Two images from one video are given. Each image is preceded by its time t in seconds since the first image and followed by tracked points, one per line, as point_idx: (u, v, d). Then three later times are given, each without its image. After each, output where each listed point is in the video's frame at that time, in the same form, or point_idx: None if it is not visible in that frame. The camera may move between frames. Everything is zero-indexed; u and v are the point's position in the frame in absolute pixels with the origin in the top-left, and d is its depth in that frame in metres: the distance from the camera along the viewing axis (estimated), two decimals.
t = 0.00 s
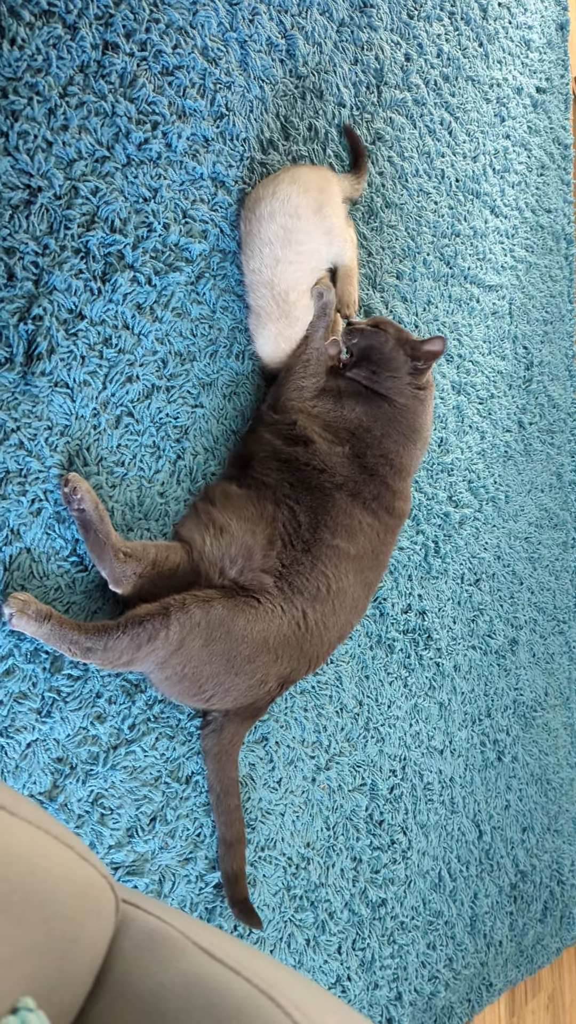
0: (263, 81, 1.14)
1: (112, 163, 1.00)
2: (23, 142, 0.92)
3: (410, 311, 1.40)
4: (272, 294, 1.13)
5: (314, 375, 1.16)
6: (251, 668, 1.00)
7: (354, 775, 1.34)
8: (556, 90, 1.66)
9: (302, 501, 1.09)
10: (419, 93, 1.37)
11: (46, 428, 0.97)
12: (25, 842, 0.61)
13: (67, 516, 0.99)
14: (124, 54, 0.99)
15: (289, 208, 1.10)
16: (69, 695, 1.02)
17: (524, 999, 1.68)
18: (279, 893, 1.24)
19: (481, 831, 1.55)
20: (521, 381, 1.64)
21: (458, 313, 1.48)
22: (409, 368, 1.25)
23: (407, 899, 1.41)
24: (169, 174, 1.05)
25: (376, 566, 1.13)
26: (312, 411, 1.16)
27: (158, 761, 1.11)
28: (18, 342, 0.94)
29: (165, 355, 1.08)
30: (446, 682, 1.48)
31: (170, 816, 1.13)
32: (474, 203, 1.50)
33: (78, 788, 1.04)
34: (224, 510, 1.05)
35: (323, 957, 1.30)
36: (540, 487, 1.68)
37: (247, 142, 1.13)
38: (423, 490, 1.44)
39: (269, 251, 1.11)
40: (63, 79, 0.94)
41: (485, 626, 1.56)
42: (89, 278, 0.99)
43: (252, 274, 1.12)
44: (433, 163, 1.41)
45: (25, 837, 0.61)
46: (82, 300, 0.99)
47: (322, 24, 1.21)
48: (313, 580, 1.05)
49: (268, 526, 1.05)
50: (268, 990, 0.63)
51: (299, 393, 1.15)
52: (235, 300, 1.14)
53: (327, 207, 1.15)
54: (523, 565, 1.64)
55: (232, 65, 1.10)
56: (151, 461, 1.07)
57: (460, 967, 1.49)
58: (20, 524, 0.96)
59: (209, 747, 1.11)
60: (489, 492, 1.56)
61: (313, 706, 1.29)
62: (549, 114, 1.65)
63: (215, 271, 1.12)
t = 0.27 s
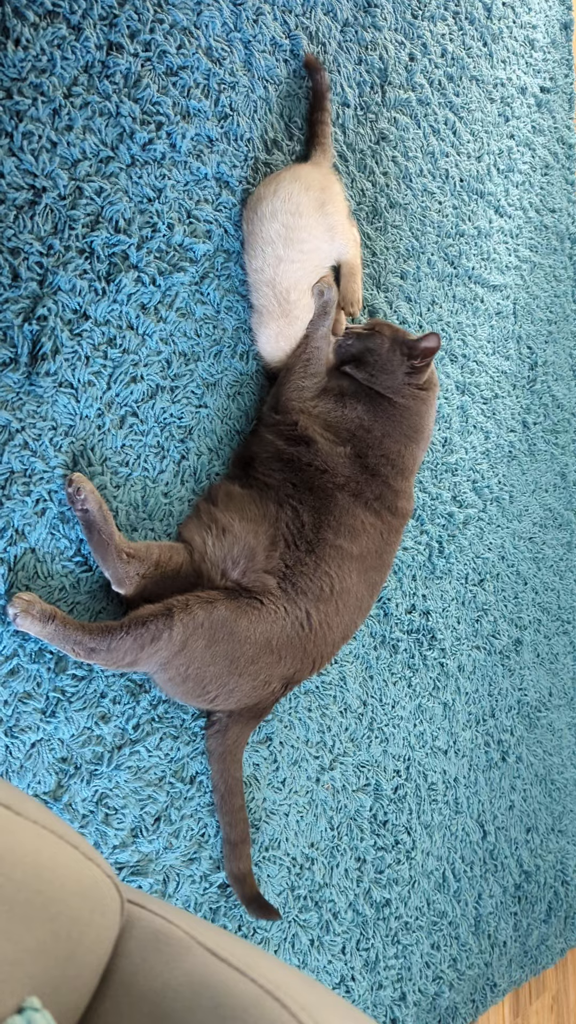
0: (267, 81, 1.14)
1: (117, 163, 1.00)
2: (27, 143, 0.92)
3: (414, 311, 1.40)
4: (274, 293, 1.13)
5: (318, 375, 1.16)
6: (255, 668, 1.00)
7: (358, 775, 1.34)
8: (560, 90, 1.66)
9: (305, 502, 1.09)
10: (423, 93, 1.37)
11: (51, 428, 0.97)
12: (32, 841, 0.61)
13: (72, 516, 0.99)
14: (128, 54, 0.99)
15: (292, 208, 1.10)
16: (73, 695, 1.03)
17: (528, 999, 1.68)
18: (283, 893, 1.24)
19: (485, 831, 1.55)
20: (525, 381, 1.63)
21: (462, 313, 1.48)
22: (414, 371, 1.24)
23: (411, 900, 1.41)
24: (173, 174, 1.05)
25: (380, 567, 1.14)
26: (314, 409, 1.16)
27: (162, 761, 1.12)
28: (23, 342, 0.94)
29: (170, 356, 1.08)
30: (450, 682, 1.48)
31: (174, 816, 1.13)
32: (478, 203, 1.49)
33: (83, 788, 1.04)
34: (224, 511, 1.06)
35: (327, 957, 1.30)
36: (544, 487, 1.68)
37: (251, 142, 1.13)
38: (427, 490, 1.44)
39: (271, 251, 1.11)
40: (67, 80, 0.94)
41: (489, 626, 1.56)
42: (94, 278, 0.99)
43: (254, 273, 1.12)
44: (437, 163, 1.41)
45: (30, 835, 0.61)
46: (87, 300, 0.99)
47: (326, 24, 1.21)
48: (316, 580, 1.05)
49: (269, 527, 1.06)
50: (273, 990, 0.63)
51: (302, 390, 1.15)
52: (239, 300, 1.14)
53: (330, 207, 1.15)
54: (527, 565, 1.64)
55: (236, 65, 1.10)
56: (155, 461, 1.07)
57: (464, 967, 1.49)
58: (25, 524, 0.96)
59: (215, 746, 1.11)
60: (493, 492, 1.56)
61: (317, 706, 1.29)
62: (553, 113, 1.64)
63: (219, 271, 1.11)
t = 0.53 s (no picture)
0: (270, 81, 1.14)
1: (119, 163, 1.00)
2: (30, 143, 0.92)
3: (417, 310, 1.40)
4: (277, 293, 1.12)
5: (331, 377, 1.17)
6: (264, 660, 1.01)
7: (361, 775, 1.34)
8: (563, 89, 1.66)
9: (320, 502, 1.11)
10: (426, 92, 1.37)
11: (53, 428, 0.97)
12: (38, 838, 0.60)
13: (74, 516, 1.00)
14: (131, 54, 0.98)
15: (294, 208, 1.10)
16: (76, 695, 1.03)
17: (531, 999, 1.68)
18: (286, 893, 1.24)
19: (488, 831, 1.54)
20: (528, 380, 1.63)
21: (464, 312, 1.48)
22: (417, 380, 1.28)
23: (414, 900, 1.41)
24: (176, 174, 1.05)
25: (386, 570, 1.16)
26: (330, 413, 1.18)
27: (165, 761, 1.11)
28: (26, 342, 0.94)
29: (172, 355, 1.07)
30: (453, 682, 1.48)
31: (177, 816, 1.13)
32: (481, 203, 1.49)
33: (86, 788, 1.04)
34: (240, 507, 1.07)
35: (330, 957, 1.30)
36: (547, 486, 1.68)
37: (254, 142, 1.12)
38: (430, 490, 1.44)
39: (274, 250, 1.11)
40: (70, 79, 0.94)
41: (492, 626, 1.56)
42: (97, 278, 0.99)
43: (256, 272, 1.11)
44: (440, 163, 1.41)
45: (33, 835, 0.60)
46: (89, 300, 0.99)
47: (328, 23, 1.21)
48: (328, 580, 1.07)
49: (282, 527, 1.08)
50: (276, 990, 0.63)
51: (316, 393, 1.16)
52: (242, 300, 1.14)
53: (332, 207, 1.15)
54: (530, 565, 1.64)
55: (239, 65, 1.10)
56: (158, 461, 1.07)
57: (467, 967, 1.49)
58: (28, 524, 0.96)
59: (217, 747, 1.11)
60: (496, 492, 1.56)
61: (320, 706, 1.28)
62: (556, 112, 1.64)
63: (222, 271, 1.11)
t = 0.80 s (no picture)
0: (272, 81, 1.14)
1: (122, 164, 1.00)
2: (33, 143, 0.92)
3: (419, 310, 1.40)
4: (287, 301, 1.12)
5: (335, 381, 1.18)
6: (274, 647, 1.01)
7: (363, 775, 1.34)
8: (566, 88, 1.65)
9: (338, 503, 1.14)
10: (429, 92, 1.37)
11: (56, 428, 0.97)
12: (41, 839, 0.60)
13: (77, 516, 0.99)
14: (133, 54, 0.98)
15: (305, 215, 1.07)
16: (79, 695, 1.03)
17: (533, 1000, 1.68)
18: (288, 894, 1.24)
19: (491, 832, 1.54)
20: (530, 381, 1.63)
21: (467, 312, 1.48)
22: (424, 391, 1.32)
23: (416, 900, 1.41)
24: (178, 174, 1.05)
25: (393, 573, 1.18)
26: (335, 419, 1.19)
27: (167, 761, 1.12)
28: (28, 342, 0.94)
29: (175, 356, 1.07)
30: (455, 682, 1.48)
31: (179, 816, 1.13)
32: (483, 202, 1.49)
33: (88, 788, 1.05)
34: (262, 499, 1.09)
35: (332, 957, 1.30)
36: (550, 486, 1.68)
37: (256, 142, 1.12)
38: (432, 490, 1.44)
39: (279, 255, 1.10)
40: (72, 80, 0.94)
41: (495, 626, 1.56)
42: (99, 278, 0.99)
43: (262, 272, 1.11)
44: (442, 163, 1.41)
45: (36, 835, 0.60)
46: (92, 300, 0.99)
47: (331, 23, 1.21)
48: (344, 581, 1.08)
49: (303, 523, 1.10)
50: (278, 990, 0.63)
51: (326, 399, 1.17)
52: (244, 300, 1.14)
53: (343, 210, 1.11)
54: (533, 566, 1.64)
55: (241, 65, 1.10)
56: (160, 461, 1.07)
57: (469, 968, 1.48)
58: (31, 524, 0.96)
59: (219, 746, 1.11)
60: (498, 492, 1.56)
61: (322, 707, 1.28)
62: (558, 112, 1.64)
63: (224, 271, 1.11)
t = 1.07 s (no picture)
0: (273, 81, 1.14)
1: (123, 164, 1.00)
2: (34, 143, 0.92)
3: (420, 310, 1.40)
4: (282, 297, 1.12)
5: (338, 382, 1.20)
6: (273, 652, 1.01)
7: (364, 775, 1.34)
8: (567, 88, 1.65)
9: (335, 502, 1.14)
10: (430, 92, 1.37)
11: (57, 428, 0.97)
12: (40, 838, 0.60)
13: (78, 516, 1.00)
14: (134, 54, 0.99)
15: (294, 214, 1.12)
16: (80, 695, 1.03)
17: (534, 999, 1.68)
18: (289, 893, 1.25)
19: (492, 832, 1.54)
20: (531, 381, 1.63)
21: (468, 312, 1.48)
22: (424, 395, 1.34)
23: (417, 900, 1.41)
24: (179, 174, 1.05)
25: (391, 571, 1.18)
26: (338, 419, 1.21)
27: (168, 761, 1.12)
28: (29, 342, 0.94)
29: (176, 356, 1.08)
30: (456, 682, 1.48)
31: (180, 816, 1.13)
32: (484, 202, 1.49)
33: (89, 788, 1.05)
34: (257, 499, 1.10)
35: (333, 957, 1.30)
36: (551, 486, 1.68)
37: (257, 142, 1.12)
38: (433, 490, 1.44)
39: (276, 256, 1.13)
40: (73, 80, 0.94)
41: (495, 626, 1.56)
42: (100, 278, 0.99)
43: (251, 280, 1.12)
44: (443, 163, 1.41)
45: (37, 835, 0.60)
46: (93, 300, 0.99)
47: (332, 23, 1.21)
48: (341, 580, 1.08)
49: (298, 524, 1.10)
50: (278, 989, 0.63)
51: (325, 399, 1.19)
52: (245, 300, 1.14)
53: (337, 208, 1.15)
54: (534, 566, 1.64)
55: (242, 65, 1.10)
56: (161, 461, 1.07)
57: (470, 967, 1.48)
58: (31, 524, 0.96)
59: (221, 745, 1.11)
60: (499, 492, 1.56)
61: (323, 707, 1.28)
62: (559, 112, 1.64)
63: (225, 272, 1.11)
